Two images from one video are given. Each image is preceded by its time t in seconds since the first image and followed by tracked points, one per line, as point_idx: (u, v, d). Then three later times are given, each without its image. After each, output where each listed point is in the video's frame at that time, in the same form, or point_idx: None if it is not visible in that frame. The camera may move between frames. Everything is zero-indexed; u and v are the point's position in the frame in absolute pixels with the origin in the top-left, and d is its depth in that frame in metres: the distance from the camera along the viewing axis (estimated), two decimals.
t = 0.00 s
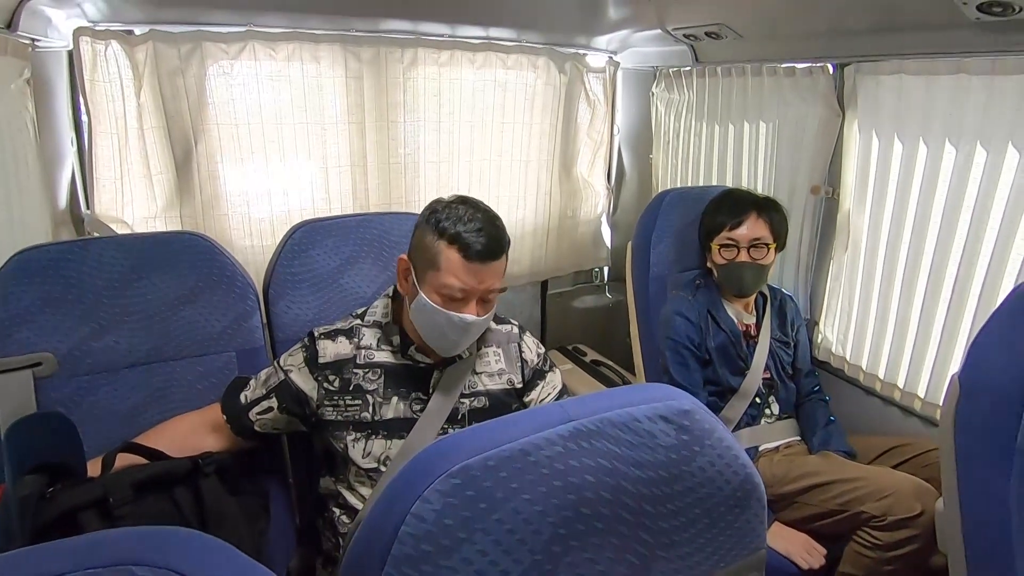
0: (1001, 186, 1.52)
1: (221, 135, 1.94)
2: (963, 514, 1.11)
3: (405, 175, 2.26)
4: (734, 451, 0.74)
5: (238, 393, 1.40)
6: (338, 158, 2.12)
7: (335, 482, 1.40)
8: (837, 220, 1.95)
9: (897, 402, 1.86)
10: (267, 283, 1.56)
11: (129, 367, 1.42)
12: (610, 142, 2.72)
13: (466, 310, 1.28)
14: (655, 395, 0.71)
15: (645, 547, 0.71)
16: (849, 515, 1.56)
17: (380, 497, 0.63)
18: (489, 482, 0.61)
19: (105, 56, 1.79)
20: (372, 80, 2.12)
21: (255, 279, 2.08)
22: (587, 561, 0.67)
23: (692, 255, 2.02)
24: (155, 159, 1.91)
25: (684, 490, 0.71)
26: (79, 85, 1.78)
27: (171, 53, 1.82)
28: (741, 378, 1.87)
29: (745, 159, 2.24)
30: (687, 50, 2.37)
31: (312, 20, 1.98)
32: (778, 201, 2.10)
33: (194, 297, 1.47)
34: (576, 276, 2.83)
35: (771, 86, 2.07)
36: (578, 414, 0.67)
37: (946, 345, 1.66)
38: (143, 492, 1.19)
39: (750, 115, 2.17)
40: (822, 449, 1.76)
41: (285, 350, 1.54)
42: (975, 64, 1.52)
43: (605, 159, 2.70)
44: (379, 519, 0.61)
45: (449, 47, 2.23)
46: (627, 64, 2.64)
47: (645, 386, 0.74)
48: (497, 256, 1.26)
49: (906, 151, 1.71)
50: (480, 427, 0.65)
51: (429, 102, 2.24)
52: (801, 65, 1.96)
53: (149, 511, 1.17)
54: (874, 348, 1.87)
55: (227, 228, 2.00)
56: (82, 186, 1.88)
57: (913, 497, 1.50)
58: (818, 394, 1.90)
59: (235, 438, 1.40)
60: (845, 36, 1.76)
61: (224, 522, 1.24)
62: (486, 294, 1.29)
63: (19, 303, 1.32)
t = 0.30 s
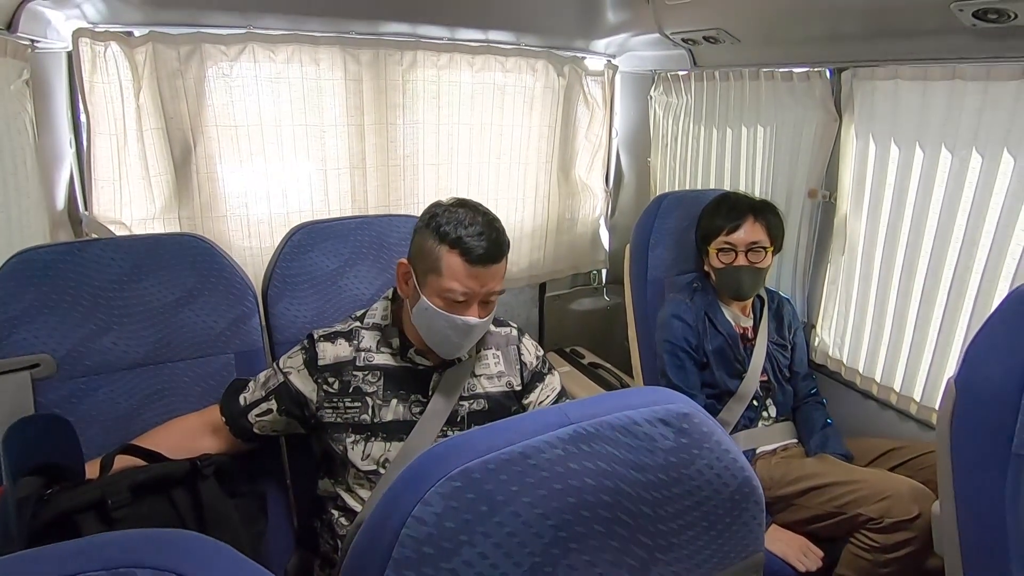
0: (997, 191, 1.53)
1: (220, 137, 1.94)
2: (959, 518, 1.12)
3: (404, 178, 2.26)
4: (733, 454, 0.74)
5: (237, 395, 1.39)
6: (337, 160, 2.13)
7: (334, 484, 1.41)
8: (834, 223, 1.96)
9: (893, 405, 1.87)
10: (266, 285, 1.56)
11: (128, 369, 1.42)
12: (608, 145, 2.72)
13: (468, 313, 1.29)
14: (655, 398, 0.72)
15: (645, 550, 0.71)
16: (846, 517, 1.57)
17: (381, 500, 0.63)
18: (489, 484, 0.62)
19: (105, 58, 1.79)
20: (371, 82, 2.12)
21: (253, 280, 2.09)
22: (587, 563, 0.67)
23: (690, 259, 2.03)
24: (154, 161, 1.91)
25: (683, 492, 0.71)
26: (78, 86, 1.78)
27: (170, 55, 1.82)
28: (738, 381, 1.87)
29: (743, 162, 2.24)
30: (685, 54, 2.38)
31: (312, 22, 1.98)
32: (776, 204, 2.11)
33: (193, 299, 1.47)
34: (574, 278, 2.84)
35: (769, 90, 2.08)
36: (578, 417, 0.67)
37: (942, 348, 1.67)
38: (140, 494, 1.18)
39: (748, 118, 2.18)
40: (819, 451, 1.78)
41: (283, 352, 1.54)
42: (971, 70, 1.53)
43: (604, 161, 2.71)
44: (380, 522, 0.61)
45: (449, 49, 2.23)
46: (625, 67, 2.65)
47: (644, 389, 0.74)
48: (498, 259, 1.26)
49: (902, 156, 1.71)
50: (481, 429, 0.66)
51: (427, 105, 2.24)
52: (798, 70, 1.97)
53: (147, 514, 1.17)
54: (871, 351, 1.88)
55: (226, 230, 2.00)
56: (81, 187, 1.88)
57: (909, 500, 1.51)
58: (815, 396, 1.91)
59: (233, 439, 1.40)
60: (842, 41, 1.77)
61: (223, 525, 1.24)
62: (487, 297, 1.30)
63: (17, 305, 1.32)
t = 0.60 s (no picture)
0: (994, 193, 1.53)
1: (218, 138, 1.94)
2: (957, 520, 1.12)
3: (402, 180, 2.26)
4: (730, 455, 0.74)
5: (235, 396, 1.39)
6: (335, 161, 2.12)
7: (331, 486, 1.40)
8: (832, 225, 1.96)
9: (891, 408, 1.87)
10: (264, 286, 1.56)
11: (124, 369, 1.42)
12: (606, 147, 2.73)
13: (467, 316, 1.29)
14: (651, 399, 0.72)
15: (642, 551, 0.71)
16: (844, 519, 1.57)
17: (377, 500, 0.63)
18: (486, 485, 0.61)
19: (102, 59, 1.79)
20: (370, 84, 2.12)
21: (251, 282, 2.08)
22: (584, 564, 0.67)
23: (689, 261, 2.03)
24: (152, 162, 1.91)
25: (680, 493, 0.71)
26: (75, 87, 1.78)
27: (168, 56, 1.82)
28: (736, 383, 1.87)
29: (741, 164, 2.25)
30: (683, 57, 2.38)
31: (310, 24, 1.98)
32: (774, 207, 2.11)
33: (190, 299, 1.47)
34: (572, 281, 2.84)
35: (767, 93, 2.09)
36: (575, 417, 0.67)
37: (940, 351, 1.67)
38: (137, 495, 1.18)
39: (746, 120, 2.18)
40: (817, 452, 1.77)
41: (281, 353, 1.54)
42: (967, 73, 1.53)
43: (602, 164, 2.71)
44: (376, 522, 0.61)
45: (447, 51, 2.23)
46: (624, 69, 2.66)
47: (642, 390, 0.74)
48: (497, 262, 1.26)
49: (899, 158, 1.72)
50: (478, 430, 0.66)
51: (426, 107, 2.24)
52: (796, 72, 1.97)
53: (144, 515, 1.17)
54: (869, 354, 1.88)
55: (224, 231, 2.00)
56: (78, 188, 1.88)
57: (907, 501, 1.51)
58: (813, 398, 1.91)
59: (230, 440, 1.40)
60: (839, 44, 1.77)
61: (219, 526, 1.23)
62: (486, 300, 1.29)
63: (13, 304, 1.31)
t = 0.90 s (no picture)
0: (1012, 181, 1.49)
1: (217, 129, 1.90)
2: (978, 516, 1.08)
3: (404, 172, 2.23)
4: (749, 445, 0.71)
5: (234, 389, 1.36)
6: (337, 153, 2.09)
7: (333, 481, 1.37)
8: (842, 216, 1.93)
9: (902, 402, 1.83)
10: (264, 278, 1.53)
11: (122, 362, 1.39)
12: (611, 139, 2.69)
13: (475, 309, 1.26)
14: (667, 387, 0.69)
15: (658, 546, 0.68)
16: (857, 515, 1.53)
17: (381, 491, 0.60)
18: (496, 475, 0.58)
19: (100, 48, 1.76)
20: (372, 74, 2.09)
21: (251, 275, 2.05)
22: (598, 559, 0.64)
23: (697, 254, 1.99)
24: (150, 153, 1.88)
25: (698, 486, 0.68)
26: (72, 76, 1.75)
27: (167, 45, 1.78)
28: (745, 378, 1.83)
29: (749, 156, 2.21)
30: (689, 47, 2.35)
31: (312, 12, 1.95)
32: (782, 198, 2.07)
33: (189, 291, 1.43)
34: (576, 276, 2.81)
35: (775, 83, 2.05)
36: (588, 405, 0.64)
37: (955, 343, 1.64)
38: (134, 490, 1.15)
39: (754, 111, 2.15)
40: (828, 449, 1.74)
41: (282, 346, 1.51)
42: (985, 57, 1.50)
43: (606, 156, 2.68)
44: (380, 515, 0.58)
45: (450, 41, 2.20)
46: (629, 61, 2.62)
47: (656, 378, 0.71)
48: (507, 256, 1.23)
49: (913, 147, 1.68)
50: (486, 418, 0.63)
51: (429, 98, 2.21)
52: (806, 61, 1.93)
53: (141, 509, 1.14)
54: (880, 347, 1.84)
55: (224, 224, 1.97)
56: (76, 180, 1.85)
57: (923, 499, 1.47)
58: (823, 393, 1.87)
59: (229, 434, 1.37)
60: (851, 30, 1.74)
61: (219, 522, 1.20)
62: (495, 293, 1.26)
63: (7, 295, 1.28)
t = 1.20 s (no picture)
0: (1012, 176, 1.49)
1: (219, 124, 1.91)
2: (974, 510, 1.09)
3: (405, 167, 2.24)
4: (744, 440, 0.72)
5: (236, 383, 1.37)
6: (338, 148, 2.10)
7: (334, 474, 1.38)
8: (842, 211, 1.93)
9: (901, 397, 1.84)
10: (266, 273, 1.54)
11: (125, 356, 1.40)
12: (612, 134, 2.69)
13: (474, 305, 1.26)
14: (663, 382, 0.70)
15: (653, 539, 0.68)
16: (854, 509, 1.54)
17: (380, 484, 0.61)
18: (492, 469, 0.59)
19: (101, 42, 1.76)
20: (373, 69, 2.09)
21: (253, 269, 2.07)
22: (594, 551, 0.65)
23: (697, 249, 1.99)
24: (152, 148, 1.89)
25: (694, 480, 0.69)
26: (74, 71, 1.75)
27: (168, 39, 1.79)
28: (744, 372, 1.84)
29: (750, 151, 2.22)
30: (690, 41, 2.35)
31: (313, 7, 1.95)
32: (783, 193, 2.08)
33: (191, 285, 1.44)
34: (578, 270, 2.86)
35: (777, 78, 2.05)
36: (584, 400, 0.65)
37: (953, 339, 1.64)
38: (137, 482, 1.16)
39: (755, 106, 2.15)
40: (826, 443, 1.75)
41: (284, 340, 1.52)
42: (987, 52, 1.50)
43: (608, 151, 2.68)
44: (379, 507, 0.59)
45: (451, 36, 2.20)
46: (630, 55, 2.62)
47: (653, 374, 0.72)
48: (506, 251, 1.23)
49: (914, 142, 1.68)
50: (484, 413, 0.64)
51: (430, 92, 2.21)
52: (807, 56, 1.93)
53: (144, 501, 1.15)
54: (880, 342, 1.85)
55: (226, 219, 1.98)
56: (78, 175, 1.86)
57: (919, 492, 1.48)
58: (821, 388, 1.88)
59: (232, 428, 1.38)
60: (852, 25, 1.74)
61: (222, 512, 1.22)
62: (494, 289, 1.27)
63: (10, 290, 1.29)
